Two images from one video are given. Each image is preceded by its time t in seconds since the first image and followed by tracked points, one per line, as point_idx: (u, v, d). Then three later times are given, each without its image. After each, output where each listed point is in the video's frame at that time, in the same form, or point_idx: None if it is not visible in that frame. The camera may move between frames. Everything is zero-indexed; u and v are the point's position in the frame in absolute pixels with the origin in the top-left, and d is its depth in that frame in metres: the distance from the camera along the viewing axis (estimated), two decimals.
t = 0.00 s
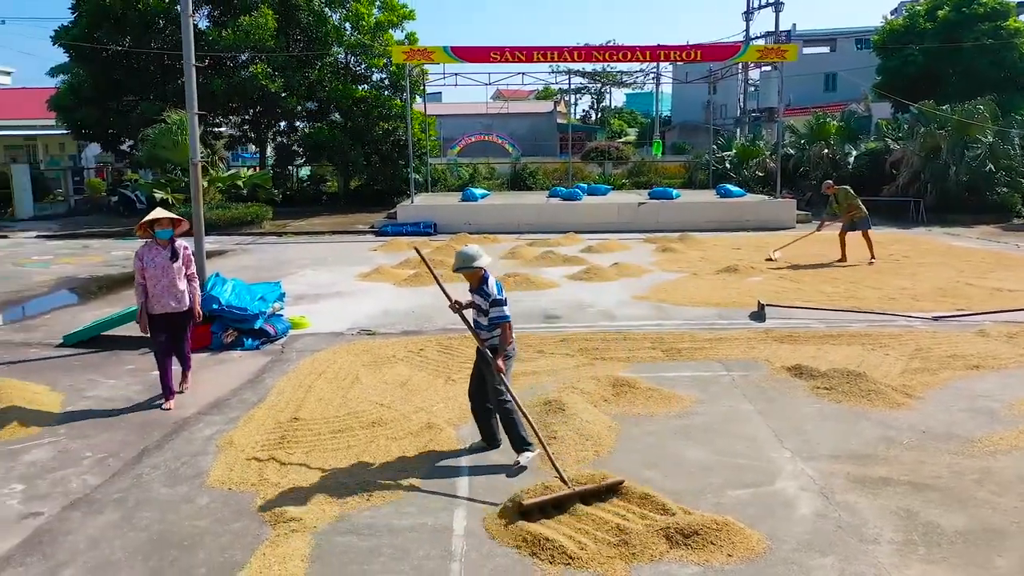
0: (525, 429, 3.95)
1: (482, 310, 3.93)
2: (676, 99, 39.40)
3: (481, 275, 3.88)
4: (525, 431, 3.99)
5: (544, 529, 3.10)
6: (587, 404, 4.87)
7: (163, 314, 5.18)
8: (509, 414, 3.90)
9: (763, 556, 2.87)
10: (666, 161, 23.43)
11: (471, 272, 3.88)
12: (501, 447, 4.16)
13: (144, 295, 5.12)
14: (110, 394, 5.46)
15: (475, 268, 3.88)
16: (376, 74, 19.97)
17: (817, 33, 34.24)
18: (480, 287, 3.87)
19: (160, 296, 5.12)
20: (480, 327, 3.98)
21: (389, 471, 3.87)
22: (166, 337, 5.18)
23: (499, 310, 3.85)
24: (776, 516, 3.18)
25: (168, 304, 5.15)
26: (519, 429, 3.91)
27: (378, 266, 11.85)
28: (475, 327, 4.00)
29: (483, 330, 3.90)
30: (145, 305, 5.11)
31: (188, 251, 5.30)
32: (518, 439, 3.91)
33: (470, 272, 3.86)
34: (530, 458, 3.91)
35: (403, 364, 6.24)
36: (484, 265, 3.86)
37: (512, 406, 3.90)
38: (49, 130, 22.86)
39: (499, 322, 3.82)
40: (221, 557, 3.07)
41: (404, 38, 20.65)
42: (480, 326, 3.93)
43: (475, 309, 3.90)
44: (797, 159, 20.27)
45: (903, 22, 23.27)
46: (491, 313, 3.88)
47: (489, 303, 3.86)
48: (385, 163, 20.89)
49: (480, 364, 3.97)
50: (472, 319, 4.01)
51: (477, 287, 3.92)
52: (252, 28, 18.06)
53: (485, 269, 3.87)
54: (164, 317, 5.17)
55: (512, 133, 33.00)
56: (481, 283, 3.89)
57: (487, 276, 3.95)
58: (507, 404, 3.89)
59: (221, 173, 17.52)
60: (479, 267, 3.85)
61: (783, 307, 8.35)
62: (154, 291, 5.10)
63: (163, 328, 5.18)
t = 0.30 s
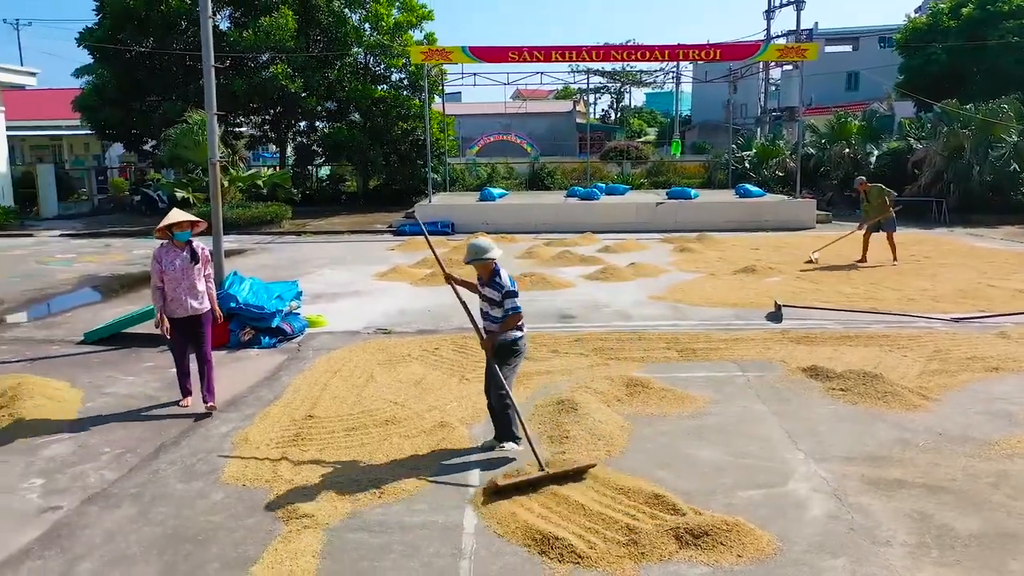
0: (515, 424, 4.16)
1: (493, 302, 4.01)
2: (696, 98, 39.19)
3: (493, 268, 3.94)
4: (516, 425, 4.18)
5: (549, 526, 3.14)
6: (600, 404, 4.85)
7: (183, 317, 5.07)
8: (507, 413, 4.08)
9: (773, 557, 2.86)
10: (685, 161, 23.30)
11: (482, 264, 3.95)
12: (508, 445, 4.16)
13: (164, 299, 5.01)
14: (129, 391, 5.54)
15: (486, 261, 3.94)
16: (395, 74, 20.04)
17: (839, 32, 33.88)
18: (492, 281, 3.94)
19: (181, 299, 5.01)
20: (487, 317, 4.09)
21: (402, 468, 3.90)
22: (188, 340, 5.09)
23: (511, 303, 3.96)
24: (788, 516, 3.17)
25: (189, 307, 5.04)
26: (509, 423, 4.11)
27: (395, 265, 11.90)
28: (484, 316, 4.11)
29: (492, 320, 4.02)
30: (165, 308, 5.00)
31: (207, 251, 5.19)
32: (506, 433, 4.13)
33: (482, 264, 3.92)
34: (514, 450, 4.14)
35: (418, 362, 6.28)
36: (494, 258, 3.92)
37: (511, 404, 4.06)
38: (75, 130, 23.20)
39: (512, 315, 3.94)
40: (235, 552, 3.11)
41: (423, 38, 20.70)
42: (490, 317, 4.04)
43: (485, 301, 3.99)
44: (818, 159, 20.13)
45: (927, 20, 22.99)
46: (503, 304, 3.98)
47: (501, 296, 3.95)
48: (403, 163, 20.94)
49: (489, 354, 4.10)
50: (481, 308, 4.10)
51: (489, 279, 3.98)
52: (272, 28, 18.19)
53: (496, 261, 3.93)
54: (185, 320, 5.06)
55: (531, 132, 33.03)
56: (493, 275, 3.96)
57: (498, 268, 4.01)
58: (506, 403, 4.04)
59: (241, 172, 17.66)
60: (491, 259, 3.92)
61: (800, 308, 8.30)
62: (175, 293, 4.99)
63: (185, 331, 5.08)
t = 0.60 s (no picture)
0: (519, 434, 4.00)
1: (503, 308, 3.96)
2: (716, 98, 38.99)
3: (502, 273, 3.90)
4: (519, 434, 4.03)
5: (555, 524, 3.15)
6: (612, 404, 4.85)
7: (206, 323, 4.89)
8: (515, 412, 3.94)
9: (781, 558, 2.85)
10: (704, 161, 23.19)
11: (492, 269, 3.91)
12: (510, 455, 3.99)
13: (186, 303, 4.84)
14: (146, 388, 5.61)
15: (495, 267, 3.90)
16: (413, 74, 20.12)
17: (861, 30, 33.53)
18: (502, 285, 3.90)
19: (204, 304, 4.83)
20: (497, 324, 4.03)
21: (413, 467, 3.92)
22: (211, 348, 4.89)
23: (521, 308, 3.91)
24: (798, 518, 3.15)
25: (212, 313, 4.86)
26: (516, 431, 3.97)
27: (412, 264, 11.96)
28: (493, 324, 4.04)
29: (502, 326, 3.95)
30: (187, 313, 4.82)
31: (232, 258, 5.02)
32: (510, 440, 3.97)
33: (491, 269, 3.89)
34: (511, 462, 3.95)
35: (432, 361, 6.30)
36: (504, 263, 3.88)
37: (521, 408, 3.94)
38: (99, 130, 23.52)
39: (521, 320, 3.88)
40: (246, 547, 3.14)
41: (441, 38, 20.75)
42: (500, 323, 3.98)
43: (495, 306, 3.93)
44: (838, 159, 19.94)
45: (950, 18, 22.73)
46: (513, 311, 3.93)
47: (511, 301, 3.90)
48: (421, 163, 21.01)
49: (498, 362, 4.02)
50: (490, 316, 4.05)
51: (498, 284, 3.93)
52: (292, 29, 18.32)
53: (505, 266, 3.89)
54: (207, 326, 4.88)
55: (549, 132, 33.03)
56: (502, 280, 3.92)
57: (507, 273, 3.97)
58: (516, 404, 3.92)
59: (261, 172, 17.80)
60: (500, 263, 3.89)
61: (816, 309, 8.25)
62: (198, 298, 4.82)
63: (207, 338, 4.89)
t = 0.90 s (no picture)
0: (520, 436, 3.95)
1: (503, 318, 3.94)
2: (731, 97, 38.83)
3: (502, 283, 3.87)
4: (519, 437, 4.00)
5: (556, 523, 3.17)
6: (618, 403, 4.85)
7: (214, 326, 4.80)
8: (513, 414, 3.92)
9: (783, 558, 2.85)
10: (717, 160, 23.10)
11: (491, 279, 3.87)
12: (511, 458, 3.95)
13: (195, 304, 4.75)
14: (156, 386, 5.66)
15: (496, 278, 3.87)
16: (426, 74, 20.16)
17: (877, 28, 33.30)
18: (502, 296, 3.88)
19: (212, 306, 4.74)
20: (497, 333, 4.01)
21: (417, 466, 3.93)
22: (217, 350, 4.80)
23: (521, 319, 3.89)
24: (800, 518, 3.14)
25: (220, 315, 4.76)
26: (515, 434, 3.93)
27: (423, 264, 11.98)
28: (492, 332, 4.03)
29: (502, 337, 3.94)
30: (195, 314, 4.73)
31: (244, 260, 4.92)
32: (509, 443, 3.93)
33: (490, 279, 3.85)
34: (513, 464, 3.91)
35: (439, 360, 6.32)
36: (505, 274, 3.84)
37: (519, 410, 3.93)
38: (115, 130, 23.69)
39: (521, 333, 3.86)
40: (250, 544, 3.17)
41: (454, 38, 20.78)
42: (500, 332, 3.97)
43: (495, 317, 3.91)
44: (852, 158, 19.80)
45: (967, 16, 22.55)
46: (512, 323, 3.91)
47: (512, 312, 3.89)
48: (434, 163, 21.03)
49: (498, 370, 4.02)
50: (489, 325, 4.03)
51: (499, 294, 3.91)
52: (306, 30, 18.41)
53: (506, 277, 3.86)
54: (213, 329, 4.79)
55: (562, 132, 33.01)
56: (502, 290, 3.89)
57: (506, 283, 3.94)
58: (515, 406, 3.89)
59: (274, 172, 17.88)
60: (500, 275, 3.84)
61: (826, 309, 8.21)
62: (206, 299, 4.73)
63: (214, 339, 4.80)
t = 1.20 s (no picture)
0: (514, 434, 3.95)
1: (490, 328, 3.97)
2: (735, 96, 38.78)
3: (486, 295, 3.91)
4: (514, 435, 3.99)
5: (553, 522, 3.18)
6: (615, 403, 4.86)
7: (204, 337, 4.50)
8: (505, 413, 3.90)
9: (775, 556, 2.85)
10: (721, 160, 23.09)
11: (476, 291, 3.91)
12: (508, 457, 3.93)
13: (183, 315, 4.46)
14: (156, 385, 5.67)
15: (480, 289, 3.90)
16: (430, 74, 20.18)
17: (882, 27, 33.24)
18: (486, 307, 3.92)
19: (199, 316, 4.43)
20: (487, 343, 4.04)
21: (414, 465, 3.93)
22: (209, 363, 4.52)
23: (504, 328, 3.91)
24: (794, 518, 3.14)
25: (209, 325, 4.46)
26: (510, 431, 3.92)
27: (424, 263, 11.99)
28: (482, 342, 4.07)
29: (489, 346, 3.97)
30: (183, 326, 4.43)
31: (233, 266, 4.62)
32: (504, 442, 3.92)
33: (475, 292, 3.89)
34: (508, 463, 3.90)
35: (438, 359, 6.33)
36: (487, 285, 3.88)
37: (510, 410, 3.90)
38: (120, 130, 23.73)
39: (504, 343, 3.88)
40: (245, 542, 3.18)
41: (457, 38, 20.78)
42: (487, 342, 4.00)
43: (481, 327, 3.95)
44: (856, 158, 19.74)
45: (971, 15, 22.52)
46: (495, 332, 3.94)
47: (495, 322, 3.91)
48: (437, 163, 21.03)
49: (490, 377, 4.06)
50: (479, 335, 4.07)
51: (484, 305, 3.95)
52: (309, 30, 18.41)
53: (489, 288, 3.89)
54: (203, 340, 4.49)
55: (566, 131, 33.00)
56: (486, 301, 3.93)
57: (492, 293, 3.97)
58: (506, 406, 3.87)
59: (277, 172, 17.89)
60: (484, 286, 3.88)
61: (825, 309, 8.21)
62: (194, 309, 4.43)
63: (205, 351, 4.51)
